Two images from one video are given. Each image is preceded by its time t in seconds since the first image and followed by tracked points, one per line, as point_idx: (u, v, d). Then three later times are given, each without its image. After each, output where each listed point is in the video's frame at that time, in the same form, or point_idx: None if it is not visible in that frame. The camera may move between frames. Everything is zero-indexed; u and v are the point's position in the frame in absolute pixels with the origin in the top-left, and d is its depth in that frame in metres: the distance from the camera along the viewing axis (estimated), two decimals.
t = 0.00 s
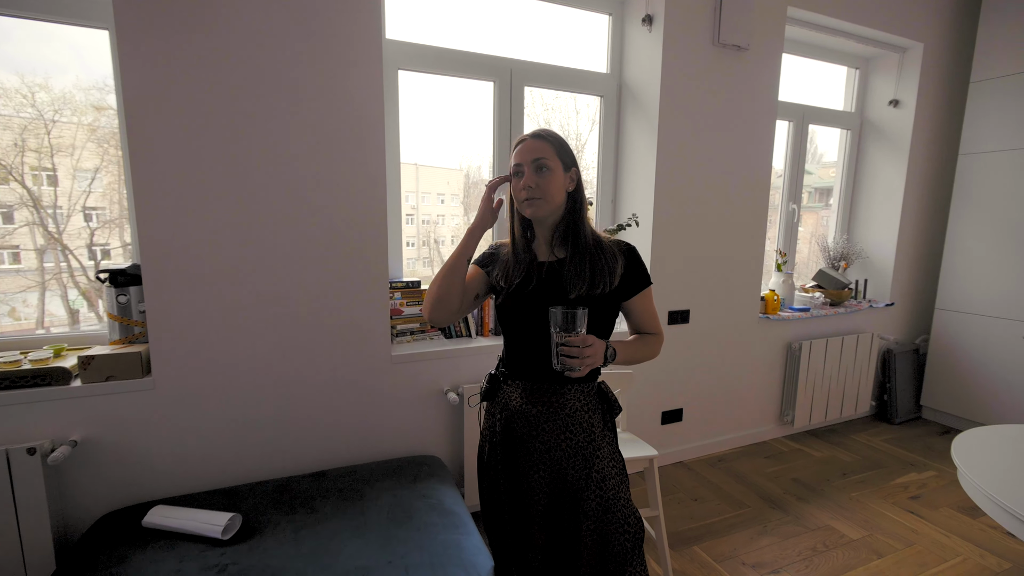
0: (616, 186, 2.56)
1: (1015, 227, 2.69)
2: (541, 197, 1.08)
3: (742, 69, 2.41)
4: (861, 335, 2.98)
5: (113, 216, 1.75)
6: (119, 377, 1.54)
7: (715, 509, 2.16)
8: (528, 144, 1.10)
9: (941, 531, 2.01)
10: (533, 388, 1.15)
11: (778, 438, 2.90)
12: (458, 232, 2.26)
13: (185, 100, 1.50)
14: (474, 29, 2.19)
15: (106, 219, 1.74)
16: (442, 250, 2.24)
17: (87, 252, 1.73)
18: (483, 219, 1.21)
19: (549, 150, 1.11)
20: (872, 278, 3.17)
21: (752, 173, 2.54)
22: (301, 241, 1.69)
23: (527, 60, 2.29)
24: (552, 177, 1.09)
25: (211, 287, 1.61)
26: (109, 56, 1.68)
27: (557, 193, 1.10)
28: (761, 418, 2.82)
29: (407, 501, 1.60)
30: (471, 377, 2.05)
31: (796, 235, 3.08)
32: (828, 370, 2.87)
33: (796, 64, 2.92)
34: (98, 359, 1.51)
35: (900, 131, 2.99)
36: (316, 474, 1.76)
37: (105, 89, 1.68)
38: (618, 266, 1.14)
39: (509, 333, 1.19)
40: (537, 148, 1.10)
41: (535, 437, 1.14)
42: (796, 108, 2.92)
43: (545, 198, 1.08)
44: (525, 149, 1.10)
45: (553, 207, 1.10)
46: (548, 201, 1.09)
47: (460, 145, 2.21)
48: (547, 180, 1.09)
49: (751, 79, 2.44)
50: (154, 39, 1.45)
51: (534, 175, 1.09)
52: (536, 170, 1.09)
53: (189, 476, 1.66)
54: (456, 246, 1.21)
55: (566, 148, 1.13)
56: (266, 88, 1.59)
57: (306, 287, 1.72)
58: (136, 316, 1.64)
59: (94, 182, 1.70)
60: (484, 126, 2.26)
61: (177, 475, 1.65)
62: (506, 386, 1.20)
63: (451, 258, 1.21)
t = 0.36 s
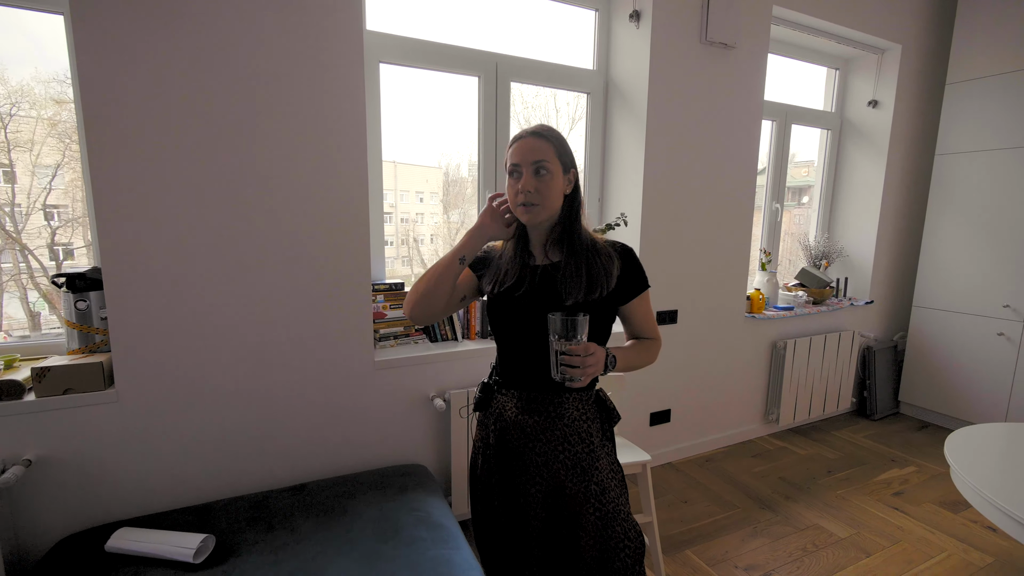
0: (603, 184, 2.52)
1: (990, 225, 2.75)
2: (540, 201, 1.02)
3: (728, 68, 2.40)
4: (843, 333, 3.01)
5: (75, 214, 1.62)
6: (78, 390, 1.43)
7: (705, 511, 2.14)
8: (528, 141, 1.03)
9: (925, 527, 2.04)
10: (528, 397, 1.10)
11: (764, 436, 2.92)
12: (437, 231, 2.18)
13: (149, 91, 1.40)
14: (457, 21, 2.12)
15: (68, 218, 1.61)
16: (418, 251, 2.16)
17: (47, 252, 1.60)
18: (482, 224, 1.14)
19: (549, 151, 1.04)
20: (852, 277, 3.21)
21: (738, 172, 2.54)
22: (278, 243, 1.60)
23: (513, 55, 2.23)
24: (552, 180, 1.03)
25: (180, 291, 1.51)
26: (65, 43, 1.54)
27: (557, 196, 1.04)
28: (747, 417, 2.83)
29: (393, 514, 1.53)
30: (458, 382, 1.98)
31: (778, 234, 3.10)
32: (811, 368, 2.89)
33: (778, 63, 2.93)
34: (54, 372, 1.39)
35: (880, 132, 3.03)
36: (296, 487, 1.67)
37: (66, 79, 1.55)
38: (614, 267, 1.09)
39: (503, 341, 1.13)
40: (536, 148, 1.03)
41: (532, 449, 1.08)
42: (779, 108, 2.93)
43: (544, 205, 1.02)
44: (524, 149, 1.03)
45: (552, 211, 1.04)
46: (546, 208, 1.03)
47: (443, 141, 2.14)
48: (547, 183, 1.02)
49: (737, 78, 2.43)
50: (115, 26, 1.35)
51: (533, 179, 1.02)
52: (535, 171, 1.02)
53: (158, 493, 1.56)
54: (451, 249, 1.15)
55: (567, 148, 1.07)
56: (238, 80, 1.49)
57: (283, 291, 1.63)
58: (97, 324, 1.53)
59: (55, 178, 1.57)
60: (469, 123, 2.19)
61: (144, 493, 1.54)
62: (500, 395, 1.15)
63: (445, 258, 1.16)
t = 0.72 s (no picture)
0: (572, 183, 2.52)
1: (934, 224, 2.92)
2: (493, 204, 1.00)
3: (694, 69, 2.44)
4: (801, 328, 3.13)
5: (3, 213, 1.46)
6: (7, 407, 1.29)
7: (677, 506, 2.16)
8: (488, 142, 1.00)
9: (882, 513, 2.13)
10: (504, 401, 1.06)
11: (729, 430, 2.99)
12: (400, 231, 2.10)
13: (86, 78, 1.28)
14: (424, 14, 2.05)
15: None
16: (377, 252, 2.07)
17: None
18: (433, 267, 1.05)
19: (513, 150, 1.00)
20: (809, 274, 3.34)
21: (704, 172, 2.59)
22: (235, 243, 1.50)
23: (482, 50, 2.18)
24: (507, 181, 0.98)
25: (125, 297, 1.39)
26: None
27: (515, 198, 1.00)
28: (713, 412, 2.90)
29: (364, 527, 1.46)
30: (429, 387, 1.92)
31: (740, 233, 3.19)
32: (773, 362, 2.99)
33: (739, 67, 3.01)
34: None
35: (833, 134, 3.16)
36: (257, 502, 1.58)
37: None
38: (595, 275, 1.07)
39: (477, 345, 1.10)
40: (499, 148, 0.99)
41: (507, 455, 1.04)
42: (741, 110, 3.01)
43: (500, 207, 1.00)
44: (486, 149, 0.99)
45: (510, 213, 1.01)
46: (503, 209, 1.00)
47: (410, 138, 2.07)
48: (499, 185, 0.99)
49: (702, 79, 2.48)
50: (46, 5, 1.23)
51: (491, 180, 0.99)
52: (490, 173, 0.99)
53: (102, 515, 1.43)
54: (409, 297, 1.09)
55: (532, 144, 1.01)
56: (189, 69, 1.39)
57: (242, 296, 1.54)
58: (28, 333, 1.39)
59: None
60: (437, 119, 2.14)
61: (86, 516, 1.41)
62: (474, 399, 1.11)
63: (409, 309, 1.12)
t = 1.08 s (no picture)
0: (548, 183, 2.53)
1: (891, 224, 3.06)
2: (470, 209, 1.01)
3: (665, 72, 2.49)
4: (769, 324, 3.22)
5: None
6: None
7: (653, 501, 2.20)
8: (460, 147, 1.02)
9: (846, 500, 2.22)
10: (483, 399, 1.05)
11: (702, 425, 3.06)
12: (373, 230, 2.07)
13: (41, 70, 1.22)
14: (397, 13, 2.03)
15: None
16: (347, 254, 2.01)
17: None
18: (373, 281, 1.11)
19: (485, 154, 1.00)
20: (776, 272, 3.45)
21: (675, 172, 2.64)
22: (203, 243, 1.45)
23: (456, 49, 2.18)
24: (480, 185, 1.00)
25: (85, 300, 1.33)
26: None
27: (489, 201, 1.01)
28: (687, 407, 2.96)
29: (341, 531, 1.43)
30: (406, 388, 1.90)
31: (711, 232, 3.27)
32: (743, 358, 3.08)
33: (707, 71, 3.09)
34: None
35: (797, 137, 3.27)
36: (229, 510, 1.53)
37: None
38: (576, 276, 1.06)
39: (459, 344, 1.11)
40: (471, 152, 1.00)
41: (486, 453, 1.04)
42: (710, 112, 3.09)
43: (476, 211, 1.01)
44: (460, 155, 1.01)
45: (486, 216, 1.02)
46: (479, 213, 1.01)
47: (384, 136, 2.05)
48: (473, 190, 1.00)
49: (673, 82, 2.53)
50: None
51: (465, 186, 1.01)
52: (465, 179, 1.01)
53: (61, 529, 1.37)
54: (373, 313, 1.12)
55: (504, 145, 1.01)
56: (153, 62, 1.33)
57: (211, 297, 1.48)
58: None
59: None
60: (412, 118, 2.12)
61: (44, 531, 1.35)
62: (454, 397, 1.10)
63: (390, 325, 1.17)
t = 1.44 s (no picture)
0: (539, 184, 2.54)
1: (875, 224, 3.12)
2: (467, 211, 1.01)
3: (655, 74, 2.52)
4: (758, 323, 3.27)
5: None
6: None
7: (645, 499, 2.22)
8: (455, 149, 1.02)
9: (834, 496, 2.25)
10: (481, 398, 1.05)
11: (692, 423, 3.09)
12: (361, 231, 2.05)
13: (26, 67, 1.20)
14: (388, 13, 2.03)
15: None
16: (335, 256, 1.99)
17: None
18: (359, 283, 1.11)
19: (481, 155, 1.01)
20: (763, 272, 3.50)
21: (665, 173, 2.67)
22: (194, 244, 1.43)
23: (447, 50, 2.18)
24: (477, 186, 1.00)
25: (72, 301, 1.30)
26: None
27: (487, 203, 1.01)
28: (677, 406, 2.99)
29: (335, 534, 1.42)
30: (399, 389, 1.90)
31: (699, 233, 3.31)
32: (732, 357, 3.11)
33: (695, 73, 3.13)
34: None
35: (783, 139, 3.33)
36: (220, 514, 1.51)
37: None
38: (571, 276, 1.07)
39: (456, 344, 1.11)
40: (468, 154, 1.00)
41: (483, 452, 1.04)
42: (698, 114, 3.13)
43: (474, 213, 1.01)
44: (456, 157, 1.01)
45: (483, 216, 1.02)
46: (477, 215, 1.02)
47: (375, 137, 2.04)
48: (470, 191, 1.00)
49: (662, 85, 2.56)
50: None
51: (462, 188, 1.01)
52: (462, 180, 1.01)
53: (46, 536, 1.34)
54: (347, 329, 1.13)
55: (499, 144, 1.02)
56: (141, 60, 1.32)
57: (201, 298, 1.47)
58: None
59: None
60: (403, 118, 2.11)
61: (29, 538, 1.32)
62: (451, 396, 1.10)
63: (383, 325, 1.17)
